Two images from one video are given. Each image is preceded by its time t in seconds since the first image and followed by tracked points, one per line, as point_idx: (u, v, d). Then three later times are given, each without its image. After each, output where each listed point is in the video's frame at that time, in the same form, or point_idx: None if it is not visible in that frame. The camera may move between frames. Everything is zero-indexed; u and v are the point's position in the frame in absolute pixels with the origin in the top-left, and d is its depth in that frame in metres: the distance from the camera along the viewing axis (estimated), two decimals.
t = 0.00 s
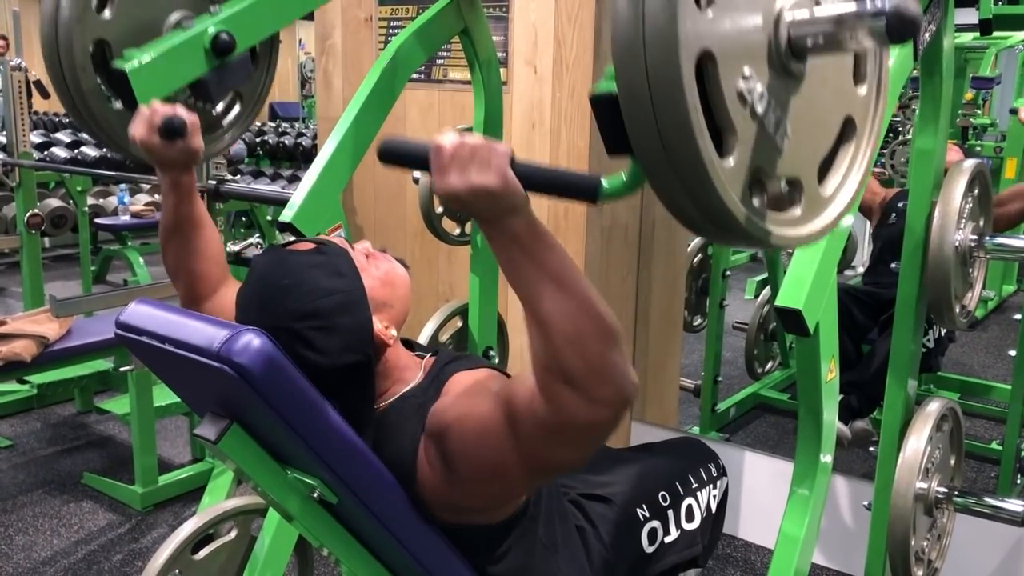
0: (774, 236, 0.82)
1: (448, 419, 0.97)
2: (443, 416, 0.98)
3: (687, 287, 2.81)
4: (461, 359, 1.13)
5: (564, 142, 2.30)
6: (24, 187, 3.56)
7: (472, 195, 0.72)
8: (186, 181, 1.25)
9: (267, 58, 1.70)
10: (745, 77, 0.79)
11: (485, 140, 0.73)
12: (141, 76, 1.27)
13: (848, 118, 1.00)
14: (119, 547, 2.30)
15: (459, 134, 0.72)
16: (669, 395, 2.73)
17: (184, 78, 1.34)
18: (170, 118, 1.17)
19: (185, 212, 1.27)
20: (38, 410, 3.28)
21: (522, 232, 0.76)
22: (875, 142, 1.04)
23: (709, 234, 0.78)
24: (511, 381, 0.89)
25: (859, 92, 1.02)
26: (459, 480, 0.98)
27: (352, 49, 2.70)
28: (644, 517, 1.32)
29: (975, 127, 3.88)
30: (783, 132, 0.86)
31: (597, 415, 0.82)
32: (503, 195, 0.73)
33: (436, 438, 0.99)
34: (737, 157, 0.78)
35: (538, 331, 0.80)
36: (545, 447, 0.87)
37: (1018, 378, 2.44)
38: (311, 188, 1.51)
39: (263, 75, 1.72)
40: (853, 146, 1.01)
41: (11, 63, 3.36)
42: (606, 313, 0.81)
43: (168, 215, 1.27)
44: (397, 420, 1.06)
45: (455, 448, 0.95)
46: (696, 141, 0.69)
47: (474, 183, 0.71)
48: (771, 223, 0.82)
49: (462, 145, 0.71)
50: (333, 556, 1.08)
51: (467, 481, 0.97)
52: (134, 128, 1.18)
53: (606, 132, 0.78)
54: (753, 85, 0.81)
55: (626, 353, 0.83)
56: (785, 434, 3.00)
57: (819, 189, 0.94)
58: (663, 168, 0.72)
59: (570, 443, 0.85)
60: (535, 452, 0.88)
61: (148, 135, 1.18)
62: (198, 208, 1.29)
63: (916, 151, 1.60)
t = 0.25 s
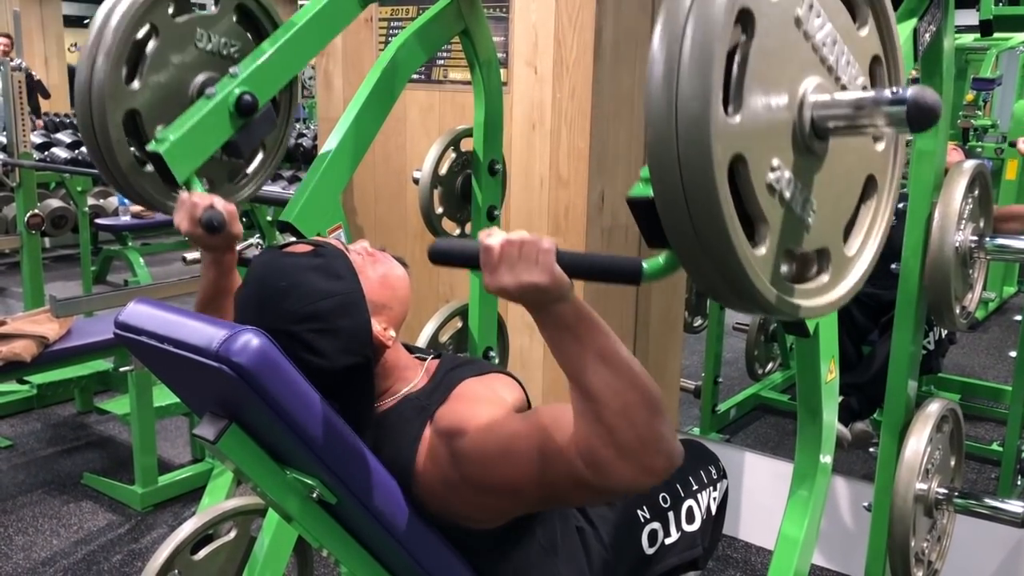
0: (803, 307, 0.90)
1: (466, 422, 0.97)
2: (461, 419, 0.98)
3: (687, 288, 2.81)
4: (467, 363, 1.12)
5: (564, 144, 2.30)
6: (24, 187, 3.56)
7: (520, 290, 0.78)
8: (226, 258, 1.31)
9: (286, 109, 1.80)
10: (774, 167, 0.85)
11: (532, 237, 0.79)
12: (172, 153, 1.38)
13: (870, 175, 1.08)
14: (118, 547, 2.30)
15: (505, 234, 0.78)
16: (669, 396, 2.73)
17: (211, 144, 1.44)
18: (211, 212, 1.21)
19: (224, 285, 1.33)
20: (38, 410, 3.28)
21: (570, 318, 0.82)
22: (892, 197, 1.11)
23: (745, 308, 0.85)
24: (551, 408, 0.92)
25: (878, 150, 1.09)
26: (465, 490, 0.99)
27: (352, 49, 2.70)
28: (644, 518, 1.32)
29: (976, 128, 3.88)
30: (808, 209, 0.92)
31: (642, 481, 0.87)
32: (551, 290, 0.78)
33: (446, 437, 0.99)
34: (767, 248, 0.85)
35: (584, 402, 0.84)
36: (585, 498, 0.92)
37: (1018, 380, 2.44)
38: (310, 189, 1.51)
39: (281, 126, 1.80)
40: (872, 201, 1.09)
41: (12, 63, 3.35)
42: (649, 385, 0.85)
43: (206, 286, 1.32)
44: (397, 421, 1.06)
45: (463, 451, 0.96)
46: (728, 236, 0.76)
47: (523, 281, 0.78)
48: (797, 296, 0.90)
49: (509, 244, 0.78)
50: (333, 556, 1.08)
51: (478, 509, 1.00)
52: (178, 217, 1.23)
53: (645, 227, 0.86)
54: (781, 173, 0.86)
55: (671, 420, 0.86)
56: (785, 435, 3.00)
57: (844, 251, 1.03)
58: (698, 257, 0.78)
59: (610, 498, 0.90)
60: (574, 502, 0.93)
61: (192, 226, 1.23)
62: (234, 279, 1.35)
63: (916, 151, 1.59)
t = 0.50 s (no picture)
0: (816, 328, 0.98)
1: (478, 428, 0.97)
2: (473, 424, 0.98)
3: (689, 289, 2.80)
4: (472, 368, 1.12)
5: (566, 144, 2.30)
6: (27, 187, 3.56)
7: (541, 319, 0.79)
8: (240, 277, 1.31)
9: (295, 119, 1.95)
10: (790, 198, 0.93)
11: (552, 265, 0.80)
12: (184, 173, 1.45)
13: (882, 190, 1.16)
14: (121, 547, 2.30)
15: (526, 263, 0.79)
16: (672, 396, 2.73)
17: (221, 158, 1.52)
18: (223, 232, 1.24)
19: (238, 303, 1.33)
20: (40, 410, 3.28)
21: (591, 343, 0.82)
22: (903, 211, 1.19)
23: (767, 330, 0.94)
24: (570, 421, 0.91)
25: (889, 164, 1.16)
26: (477, 496, 0.99)
27: (355, 50, 2.70)
28: (647, 519, 1.31)
29: (980, 128, 3.87)
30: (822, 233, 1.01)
31: (659, 497, 0.87)
32: (571, 318, 0.79)
33: (457, 440, 0.98)
34: (784, 275, 0.94)
35: (604, 422, 0.84)
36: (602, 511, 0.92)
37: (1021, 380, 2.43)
38: (312, 190, 1.51)
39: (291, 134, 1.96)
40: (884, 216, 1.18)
41: (15, 64, 3.36)
42: (668, 406, 0.85)
43: (220, 305, 1.32)
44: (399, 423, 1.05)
45: (474, 456, 0.95)
46: (744, 265, 0.85)
47: (544, 310, 0.78)
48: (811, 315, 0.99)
49: (529, 274, 0.79)
50: (335, 556, 1.08)
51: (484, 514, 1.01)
52: (193, 238, 1.25)
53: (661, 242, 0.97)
54: (797, 203, 0.95)
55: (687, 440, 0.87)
56: (788, 436, 2.99)
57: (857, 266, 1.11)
58: (718, 285, 0.88)
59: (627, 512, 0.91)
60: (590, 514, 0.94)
61: (206, 246, 1.25)
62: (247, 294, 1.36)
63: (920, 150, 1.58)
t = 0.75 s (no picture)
0: (791, 258, 0.87)
1: (462, 424, 0.95)
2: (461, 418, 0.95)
3: (694, 290, 2.80)
4: (468, 359, 1.12)
5: (571, 144, 2.29)
6: (32, 188, 3.57)
7: (495, 230, 0.74)
8: (204, 205, 1.28)
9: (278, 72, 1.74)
10: (765, 114, 0.84)
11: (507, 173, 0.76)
12: (155, 102, 1.28)
13: (866, 126, 1.05)
14: (126, 548, 2.30)
15: (479, 167, 0.75)
16: (677, 397, 2.72)
17: (196, 97, 1.34)
18: (186, 144, 1.20)
19: (203, 233, 1.30)
20: (46, 411, 3.29)
21: (545, 258, 0.79)
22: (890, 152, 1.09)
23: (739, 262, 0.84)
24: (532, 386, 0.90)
25: (874, 100, 1.06)
26: (475, 478, 0.95)
27: (359, 50, 2.70)
28: (651, 520, 1.31)
29: (985, 128, 3.86)
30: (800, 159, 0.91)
31: (628, 426, 0.84)
32: (524, 229, 0.75)
33: (450, 440, 0.97)
34: (758, 195, 0.83)
35: (565, 348, 0.81)
36: (576, 457, 0.88)
37: None
38: (319, 189, 1.51)
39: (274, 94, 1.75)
40: (869, 154, 1.07)
41: (21, 66, 3.37)
42: (630, 326, 0.82)
43: (186, 235, 1.30)
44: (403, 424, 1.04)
45: (470, 455, 0.94)
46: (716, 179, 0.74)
47: (495, 218, 0.74)
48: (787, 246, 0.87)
49: (483, 178, 0.74)
50: (340, 557, 1.08)
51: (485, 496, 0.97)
52: (151, 155, 1.22)
53: (623, 156, 0.84)
54: (772, 119, 0.85)
55: (654, 362, 0.84)
56: (794, 436, 2.99)
57: (839, 204, 1.00)
58: (687, 205, 0.77)
59: (601, 451, 0.87)
60: (562, 460, 0.89)
61: (165, 161, 1.22)
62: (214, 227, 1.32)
63: (926, 150, 1.58)
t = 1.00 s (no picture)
0: (769, 174, 0.78)
1: (448, 418, 0.96)
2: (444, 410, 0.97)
3: (699, 291, 2.79)
4: (466, 355, 1.11)
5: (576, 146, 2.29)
6: (39, 192, 3.58)
7: (449, 118, 0.71)
8: (179, 125, 1.22)
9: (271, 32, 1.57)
10: (743, 11, 0.76)
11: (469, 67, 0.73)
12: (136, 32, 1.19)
13: (850, 67, 0.92)
14: (132, 551, 2.31)
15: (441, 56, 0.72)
16: (682, 399, 2.72)
17: (181, 36, 1.25)
18: (162, 51, 1.12)
19: (183, 165, 1.26)
20: (52, 414, 3.29)
21: (500, 167, 0.75)
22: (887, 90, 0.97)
23: (709, 178, 0.76)
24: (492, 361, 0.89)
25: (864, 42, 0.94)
26: (463, 477, 0.96)
27: (364, 53, 2.70)
28: (657, 522, 1.31)
29: (990, 129, 3.85)
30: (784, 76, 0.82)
31: (555, 359, 0.81)
32: (482, 119, 0.71)
33: (438, 438, 0.98)
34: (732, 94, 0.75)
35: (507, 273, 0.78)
36: (520, 409, 0.85)
37: None
38: (324, 194, 1.51)
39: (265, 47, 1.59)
40: (858, 93, 0.94)
41: (26, 69, 3.38)
42: (571, 257, 0.79)
43: (167, 169, 1.26)
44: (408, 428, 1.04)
45: (454, 448, 0.95)
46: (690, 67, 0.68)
47: (452, 106, 0.71)
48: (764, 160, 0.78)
49: (444, 68, 0.71)
50: (346, 560, 1.08)
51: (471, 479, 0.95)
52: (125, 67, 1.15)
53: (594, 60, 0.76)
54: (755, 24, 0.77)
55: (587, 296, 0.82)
56: (799, 438, 2.98)
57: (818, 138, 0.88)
58: (655, 102, 0.70)
59: (540, 401, 0.84)
60: (508, 413, 0.86)
61: (140, 73, 1.14)
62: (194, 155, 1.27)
63: (931, 151, 1.58)
